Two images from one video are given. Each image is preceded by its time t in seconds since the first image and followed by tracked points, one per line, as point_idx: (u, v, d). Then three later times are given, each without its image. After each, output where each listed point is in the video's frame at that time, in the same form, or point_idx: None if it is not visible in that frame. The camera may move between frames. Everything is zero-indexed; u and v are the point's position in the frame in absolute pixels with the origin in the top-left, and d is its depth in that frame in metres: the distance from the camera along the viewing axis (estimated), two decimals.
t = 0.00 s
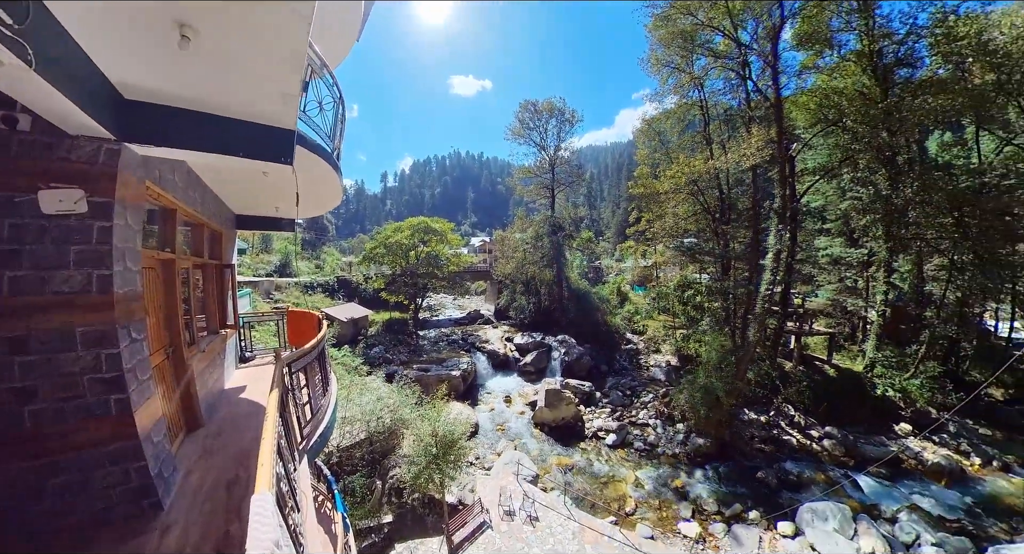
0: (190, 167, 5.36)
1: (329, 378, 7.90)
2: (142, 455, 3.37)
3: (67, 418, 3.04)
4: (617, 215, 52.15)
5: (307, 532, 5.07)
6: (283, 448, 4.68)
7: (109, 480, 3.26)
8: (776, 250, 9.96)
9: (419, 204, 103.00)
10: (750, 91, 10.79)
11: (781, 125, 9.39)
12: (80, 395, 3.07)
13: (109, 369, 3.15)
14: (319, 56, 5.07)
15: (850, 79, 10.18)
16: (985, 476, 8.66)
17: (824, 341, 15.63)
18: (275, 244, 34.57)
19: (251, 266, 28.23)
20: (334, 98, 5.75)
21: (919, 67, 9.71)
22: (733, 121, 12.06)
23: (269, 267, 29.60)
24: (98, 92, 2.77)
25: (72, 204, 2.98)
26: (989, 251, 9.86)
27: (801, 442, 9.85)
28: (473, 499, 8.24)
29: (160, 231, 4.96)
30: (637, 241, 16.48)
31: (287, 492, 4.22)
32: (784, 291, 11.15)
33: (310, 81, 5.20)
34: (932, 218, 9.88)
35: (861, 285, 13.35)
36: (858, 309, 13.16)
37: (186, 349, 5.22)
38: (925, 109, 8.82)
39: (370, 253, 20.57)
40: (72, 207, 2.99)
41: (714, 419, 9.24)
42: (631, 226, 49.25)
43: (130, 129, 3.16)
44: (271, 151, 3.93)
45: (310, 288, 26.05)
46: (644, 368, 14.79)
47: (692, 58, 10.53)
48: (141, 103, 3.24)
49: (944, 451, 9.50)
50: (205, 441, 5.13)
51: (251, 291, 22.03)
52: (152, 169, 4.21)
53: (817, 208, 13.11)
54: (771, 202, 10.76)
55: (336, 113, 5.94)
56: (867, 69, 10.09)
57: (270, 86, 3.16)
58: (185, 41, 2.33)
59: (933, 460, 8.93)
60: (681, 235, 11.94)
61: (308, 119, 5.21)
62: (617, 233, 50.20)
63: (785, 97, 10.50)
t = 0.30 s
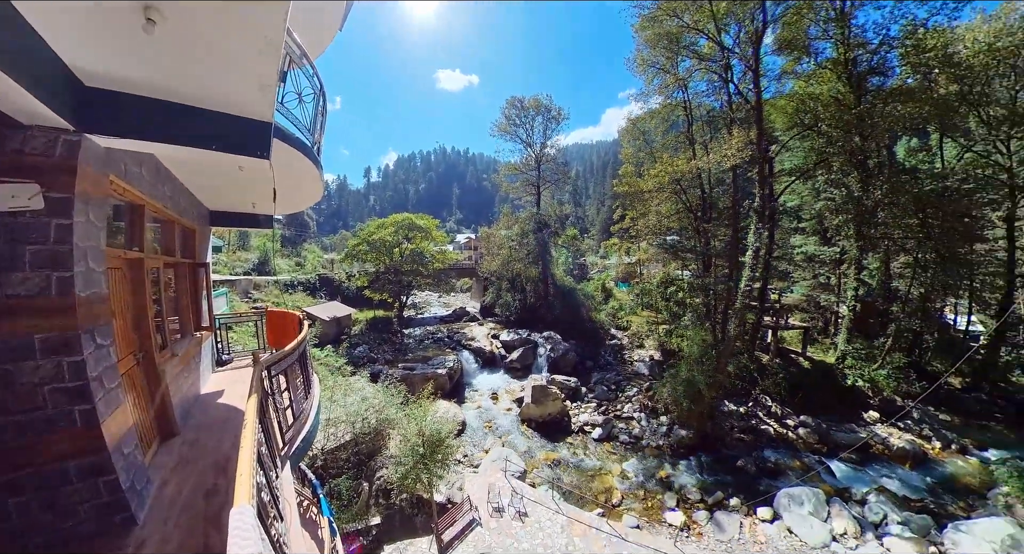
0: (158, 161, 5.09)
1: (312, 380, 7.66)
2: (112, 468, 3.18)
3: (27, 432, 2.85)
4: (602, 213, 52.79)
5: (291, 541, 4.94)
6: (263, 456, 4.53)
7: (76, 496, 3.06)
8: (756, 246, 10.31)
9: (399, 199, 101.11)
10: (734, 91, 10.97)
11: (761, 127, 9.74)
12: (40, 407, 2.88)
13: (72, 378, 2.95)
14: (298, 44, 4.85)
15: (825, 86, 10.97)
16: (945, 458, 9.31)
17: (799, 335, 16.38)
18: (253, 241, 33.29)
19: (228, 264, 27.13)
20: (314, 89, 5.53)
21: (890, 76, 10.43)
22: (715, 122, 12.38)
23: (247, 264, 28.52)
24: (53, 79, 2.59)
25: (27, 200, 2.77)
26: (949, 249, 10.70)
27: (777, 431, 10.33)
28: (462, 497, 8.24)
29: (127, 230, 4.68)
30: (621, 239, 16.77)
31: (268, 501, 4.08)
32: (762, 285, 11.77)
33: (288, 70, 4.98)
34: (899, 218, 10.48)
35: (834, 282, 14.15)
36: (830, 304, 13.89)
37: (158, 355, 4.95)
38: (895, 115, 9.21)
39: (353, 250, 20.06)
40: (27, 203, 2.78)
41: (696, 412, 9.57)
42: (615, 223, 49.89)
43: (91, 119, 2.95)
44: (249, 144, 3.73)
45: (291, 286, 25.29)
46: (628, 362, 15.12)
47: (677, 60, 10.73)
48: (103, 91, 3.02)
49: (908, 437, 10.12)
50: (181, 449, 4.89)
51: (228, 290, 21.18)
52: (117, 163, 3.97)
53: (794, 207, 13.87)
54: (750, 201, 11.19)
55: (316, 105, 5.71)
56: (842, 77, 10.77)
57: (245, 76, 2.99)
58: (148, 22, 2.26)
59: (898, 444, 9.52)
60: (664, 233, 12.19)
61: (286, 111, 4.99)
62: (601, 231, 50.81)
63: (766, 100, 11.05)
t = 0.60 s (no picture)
0: (130, 154, 4.83)
1: (296, 383, 7.47)
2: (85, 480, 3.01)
3: None
4: (588, 211, 53.19)
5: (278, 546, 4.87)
6: (247, 463, 4.39)
7: (45, 511, 2.89)
8: (738, 244, 10.63)
9: (381, 196, 99.25)
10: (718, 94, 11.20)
11: (745, 129, 10.06)
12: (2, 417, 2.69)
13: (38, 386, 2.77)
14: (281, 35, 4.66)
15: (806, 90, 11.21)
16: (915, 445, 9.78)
17: (778, 330, 17.08)
18: (232, 238, 32.16)
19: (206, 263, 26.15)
20: (297, 81, 5.34)
21: (866, 82, 10.67)
22: (700, 123, 12.62)
23: (225, 262, 27.58)
24: (14, 66, 2.41)
25: None
26: (919, 249, 11.22)
27: (758, 422, 10.71)
28: (453, 496, 8.22)
29: (97, 227, 4.42)
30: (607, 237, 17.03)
31: (253, 508, 3.98)
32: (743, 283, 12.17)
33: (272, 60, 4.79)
34: (872, 219, 11.04)
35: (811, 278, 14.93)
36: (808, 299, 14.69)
37: (131, 359, 4.69)
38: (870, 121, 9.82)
39: (338, 248, 19.60)
40: None
41: (681, 406, 9.83)
42: (602, 222, 50.38)
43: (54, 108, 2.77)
44: (229, 138, 3.57)
45: (272, 285, 24.57)
46: (615, 358, 15.39)
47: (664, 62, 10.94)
48: (67, 78, 2.85)
49: (881, 426, 10.61)
50: (159, 458, 4.69)
51: (206, 289, 20.41)
52: (85, 155, 3.74)
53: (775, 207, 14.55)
54: (733, 201, 11.53)
55: (299, 98, 5.52)
56: (821, 82, 11.09)
57: (227, 65, 2.84)
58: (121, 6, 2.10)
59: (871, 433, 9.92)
60: (649, 231, 12.44)
61: (268, 103, 4.81)
62: (588, 229, 51.17)
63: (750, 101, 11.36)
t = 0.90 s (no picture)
0: (93, 145, 4.52)
1: (278, 386, 7.22)
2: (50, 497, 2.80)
3: None
4: (573, 209, 53.46)
5: None
6: (227, 472, 4.20)
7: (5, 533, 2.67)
8: (719, 242, 10.98)
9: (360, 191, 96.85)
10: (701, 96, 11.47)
11: (726, 130, 10.36)
12: None
13: None
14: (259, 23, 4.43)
15: (785, 94, 11.91)
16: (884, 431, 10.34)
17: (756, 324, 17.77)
18: (207, 236, 30.84)
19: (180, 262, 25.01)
20: (276, 72, 5.10)
21: (841, 88, 11.42)
22: (683, 124, 12.82)
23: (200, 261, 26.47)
24: None
25: None
26: (887, 248, 11.88)
27: (738, 413, 11.13)
28: (442, 496, 8.17)
29: (59, 223, 4.12)
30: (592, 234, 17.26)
31: (235, 519, 3.83)
32: (723, 279, 12.61)
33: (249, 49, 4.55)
34: (843, 218, 11.65)
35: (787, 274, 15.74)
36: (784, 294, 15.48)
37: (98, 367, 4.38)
38: (843, 124, 10.65)
39: (319, 246, 19.02)
40: None
41: (665, 399, 10.10)
42: (587, 220, 50.74)
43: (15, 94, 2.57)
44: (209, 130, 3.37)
45: (250, 285, 23.70)
46: (600, 354, 15.66)
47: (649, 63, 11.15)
48: (31, 63, 2.64)
49: (853, 414, 11.16)
50: (132, 469, 4.43)
51: (179, 290, 19.50)
52: (42, 147, 3.47)
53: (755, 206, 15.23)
54: (714, 200, 11.87)
55: (278, 89, 5.28)
56: (799, 87, 11.75)
57: (202, 50, 2.61)
58: None
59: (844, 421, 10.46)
60: (634, 229, 12.72)
61: (245, 94, 4.58)
62: (574, 227, 51.43)
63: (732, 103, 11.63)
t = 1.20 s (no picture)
0: (59, 137, 4.25)
1: (260, 390, 6.99)
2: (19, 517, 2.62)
3: None
4: (560, 207, 53.75)
5: None
6: (208, 480, 4.05)
7: None
8: (703, 240, 11.27)
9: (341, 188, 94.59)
10: (687, 98, 11.71)
11: (711, 131, 10.61)
12: None
13: None
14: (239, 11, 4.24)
15: (767, 96, 12.31)
16: (859, 419, 10.82)
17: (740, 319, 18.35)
18: (184, 234, 29.69)
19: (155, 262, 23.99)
20: (256, 63, 4.90)
21: (820, 92, 11.96)
22: (669, 123, 13.05)
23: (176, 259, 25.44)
24: None
25: None
26: (862, 245, 12.42)
27: (722, 406, 11.48)
28: (433, 496, 8.12)
29: (20, 221, 3.85)
30: (579, 232, 17.44)
31: (217, 531, 3.72)
32: (707, 276, 12.96)
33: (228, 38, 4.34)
34: (822, 217, 12.13)
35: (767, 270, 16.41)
36: (766, 291, 16.14)
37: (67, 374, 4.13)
38: (822, 127, 11.06)
39: (302, 244, 18.52)
40: None
41: (652, 393, 10.34)
42: (575, 218, 51.01)
43: None
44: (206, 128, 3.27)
45: (230, 285, 22.93)
46: (588, 350, 15.88)
47: (636, 64, 11.32)
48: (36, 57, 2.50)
49: (831, 404, 11.65)
50: (105, 480, 4.21)
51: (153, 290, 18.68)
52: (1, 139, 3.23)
53: (739, 205, 15.78)
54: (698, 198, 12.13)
55: (258, 81, 5.08)
56: (781, 90, 12.29)
57: (178, 35, 2.41)
58: None
59: (822, 411, 10.91)
60: (620, 227, 12.97)
61: (223, 85, 4.37)
62: (562, 224, 51.72)
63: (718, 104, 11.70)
